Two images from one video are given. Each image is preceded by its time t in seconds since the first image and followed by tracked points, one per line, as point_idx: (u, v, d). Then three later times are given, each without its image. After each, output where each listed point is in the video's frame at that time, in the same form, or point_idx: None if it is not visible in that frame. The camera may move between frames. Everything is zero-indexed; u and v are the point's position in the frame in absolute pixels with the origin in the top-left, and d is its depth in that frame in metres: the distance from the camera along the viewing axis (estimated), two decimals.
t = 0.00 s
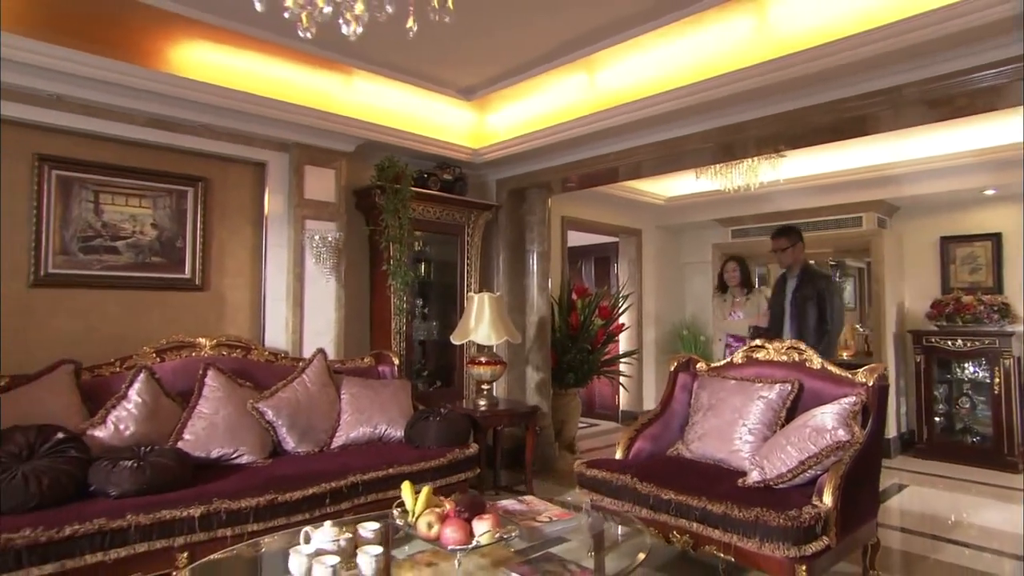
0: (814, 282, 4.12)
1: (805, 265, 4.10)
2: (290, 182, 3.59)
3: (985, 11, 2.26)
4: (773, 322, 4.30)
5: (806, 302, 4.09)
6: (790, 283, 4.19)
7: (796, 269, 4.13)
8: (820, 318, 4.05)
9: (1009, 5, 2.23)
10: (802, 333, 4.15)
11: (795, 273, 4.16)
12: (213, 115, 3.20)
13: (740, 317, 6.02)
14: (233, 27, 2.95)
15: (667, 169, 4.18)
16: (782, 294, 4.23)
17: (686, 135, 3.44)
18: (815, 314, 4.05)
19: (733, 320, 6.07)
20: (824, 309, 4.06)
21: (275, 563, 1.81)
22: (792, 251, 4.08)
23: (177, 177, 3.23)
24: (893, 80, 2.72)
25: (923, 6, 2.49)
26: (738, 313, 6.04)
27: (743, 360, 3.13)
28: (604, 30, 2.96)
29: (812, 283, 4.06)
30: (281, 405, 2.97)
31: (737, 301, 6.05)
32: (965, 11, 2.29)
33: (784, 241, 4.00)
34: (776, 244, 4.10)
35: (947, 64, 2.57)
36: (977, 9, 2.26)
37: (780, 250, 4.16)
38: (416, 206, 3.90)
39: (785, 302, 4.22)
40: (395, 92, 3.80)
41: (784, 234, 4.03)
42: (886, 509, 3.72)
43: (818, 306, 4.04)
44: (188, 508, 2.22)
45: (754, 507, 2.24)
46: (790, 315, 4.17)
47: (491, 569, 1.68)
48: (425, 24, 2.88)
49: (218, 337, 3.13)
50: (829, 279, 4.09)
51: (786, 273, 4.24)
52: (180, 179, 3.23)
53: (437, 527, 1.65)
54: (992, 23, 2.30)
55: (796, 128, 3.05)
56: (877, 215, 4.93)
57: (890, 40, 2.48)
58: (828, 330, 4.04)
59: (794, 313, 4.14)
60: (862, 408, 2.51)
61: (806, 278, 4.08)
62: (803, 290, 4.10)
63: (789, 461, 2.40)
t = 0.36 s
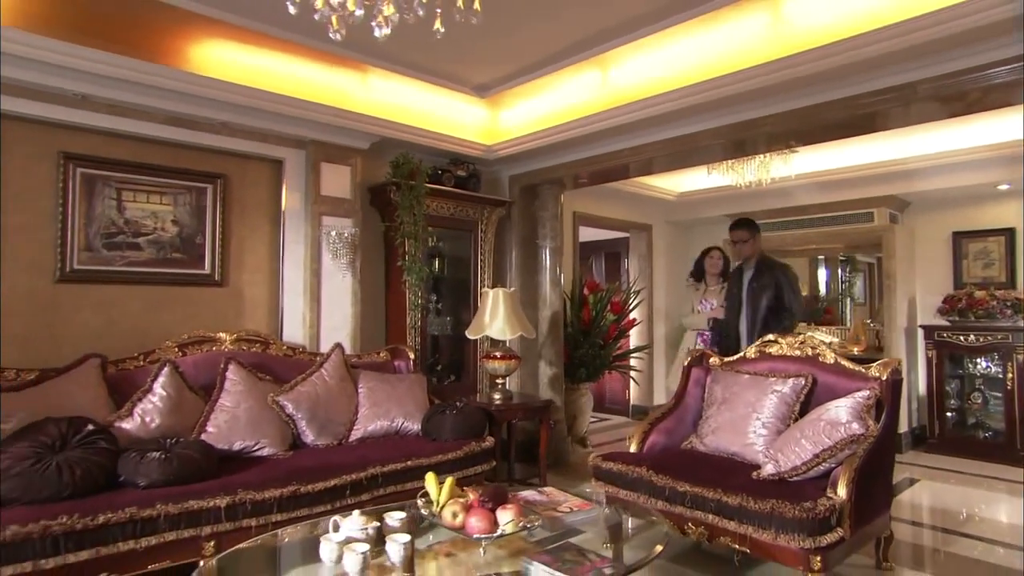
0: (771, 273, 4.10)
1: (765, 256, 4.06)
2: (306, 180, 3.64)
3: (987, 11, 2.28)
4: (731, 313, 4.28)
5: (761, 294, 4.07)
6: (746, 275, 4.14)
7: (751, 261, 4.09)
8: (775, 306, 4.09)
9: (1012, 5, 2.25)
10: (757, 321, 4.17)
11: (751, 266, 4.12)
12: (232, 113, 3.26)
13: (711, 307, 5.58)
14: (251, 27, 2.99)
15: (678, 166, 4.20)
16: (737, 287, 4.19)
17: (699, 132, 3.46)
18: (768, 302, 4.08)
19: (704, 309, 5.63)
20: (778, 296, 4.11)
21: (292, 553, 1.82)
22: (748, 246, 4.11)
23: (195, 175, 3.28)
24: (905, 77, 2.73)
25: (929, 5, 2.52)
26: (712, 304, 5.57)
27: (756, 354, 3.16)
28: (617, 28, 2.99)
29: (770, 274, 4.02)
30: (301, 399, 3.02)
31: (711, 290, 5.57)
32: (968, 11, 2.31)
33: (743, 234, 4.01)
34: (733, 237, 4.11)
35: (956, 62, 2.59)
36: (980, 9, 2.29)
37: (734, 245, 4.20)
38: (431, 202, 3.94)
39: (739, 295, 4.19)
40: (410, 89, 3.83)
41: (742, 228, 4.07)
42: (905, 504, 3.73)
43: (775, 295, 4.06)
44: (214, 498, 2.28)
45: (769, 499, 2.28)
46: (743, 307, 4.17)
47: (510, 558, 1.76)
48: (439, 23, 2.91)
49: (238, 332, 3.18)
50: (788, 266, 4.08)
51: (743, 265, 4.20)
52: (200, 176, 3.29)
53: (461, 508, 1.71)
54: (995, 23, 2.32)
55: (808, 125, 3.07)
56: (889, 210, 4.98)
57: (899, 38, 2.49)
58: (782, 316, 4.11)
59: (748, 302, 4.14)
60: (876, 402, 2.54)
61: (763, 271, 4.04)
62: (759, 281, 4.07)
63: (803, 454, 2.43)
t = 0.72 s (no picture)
0: (739, 274, 4.28)
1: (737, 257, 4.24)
2: (322, 176, 3.69)
3: (990, 11, 2.32)
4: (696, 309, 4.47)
5: (727, 293, 4.22)
6: (715, 273, 4.41)
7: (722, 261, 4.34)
8: (739, 309, 4.18)
9: (1015, 5, 2.29)
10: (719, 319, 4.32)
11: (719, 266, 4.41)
12: (250, 110, 3.30)
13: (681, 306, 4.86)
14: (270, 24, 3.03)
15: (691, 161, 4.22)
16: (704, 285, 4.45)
17: (713, 128, 3.48)
18: (732, 302, 4.21)
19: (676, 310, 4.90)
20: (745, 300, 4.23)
21: (308, 545, 1.86)
22: (719, 244, 4.40)
23: (215, 171, 3.34)
24: (917, 74, 2.75)
25: (938, 4, 2.54)
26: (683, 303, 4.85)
27: (769, 349, 3.18)
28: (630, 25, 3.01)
29: (737, 274, 4.21)
30: (320, 392, 3.06)
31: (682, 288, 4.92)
32: (973, 10, 2.34)
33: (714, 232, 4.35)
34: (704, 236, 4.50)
35: (968, 59, 2.60)
36: (985, 9, 2.32)
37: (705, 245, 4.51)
38: (445, 199, 3.97)
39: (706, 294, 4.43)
40: (422, 86, 3.87)
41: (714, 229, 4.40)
42: (917, 498, 3.74)
43: (740, 298, 4.16)
44: (239, 489, 2.33)
45: (783, 491, 2.31)
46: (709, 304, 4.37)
47: (529, 548, 1.80)
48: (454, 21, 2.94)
49: (256, 326, 3.22)
50: (754, 270, 4.26)
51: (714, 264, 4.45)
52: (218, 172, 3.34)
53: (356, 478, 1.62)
54: (1002, 21, 2.34)
55: (822, 120, 3.08)
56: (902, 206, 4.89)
57: (911, 35, 2.52)
58: (747, 320, 4.18)
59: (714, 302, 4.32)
60: (890, 396, 2.56)
61: (731, 270, 4.26)
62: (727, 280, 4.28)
63: (817, 447, 2.46)
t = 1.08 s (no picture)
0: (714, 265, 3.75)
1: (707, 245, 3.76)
2: (338, 173, 3.73)
3: (992, 12, 2.35)
4: (666, 303, 3.90)
5: (700, 284, 3.73)
6: (688, 266, 3.84)
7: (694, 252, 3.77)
8: (712, 301, 3.70)
9: (1016, 6, 2.32)
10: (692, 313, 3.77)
11: (693, 257, 3.82)
12: (268, 108, 3.35)
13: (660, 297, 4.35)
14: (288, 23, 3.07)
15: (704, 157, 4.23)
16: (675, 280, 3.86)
17: (727, 125, 3.49)
18: (706, 295, 3.71)
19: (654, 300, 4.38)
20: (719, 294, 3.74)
21: (325, 535, 1.86)
22: (693, 235, 3.73)
23: (235, 168, 3.38)
24: (933, 70, 2.75)
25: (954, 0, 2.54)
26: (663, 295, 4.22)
27: (784, 344, 3.20)
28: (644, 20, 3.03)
29: (712, 265, 3.69)
30: (339, 386, 3.11)
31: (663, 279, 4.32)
32: (974, 11, 2.37)
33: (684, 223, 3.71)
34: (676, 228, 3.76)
35: (984, 55, 2.60)
36: (995, 7, 2.33)
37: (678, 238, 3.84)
38: (459, 195, 4.00)
39: (680, 289, 3.85)
40: (438, 82, 3.90)
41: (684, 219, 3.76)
42: (931, 493, 3.74)
43: (715, 289, 3.69)
44: (263, 480, 2.38)
45: (800, 484, 2.34)
46: (685, 297, 3.82)
47: (550, 537, 1.84)
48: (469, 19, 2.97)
49: (276, 321, 3.26)
50: (729, 262, 3.73)
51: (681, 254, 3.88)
52: (236, 169, 3.39)
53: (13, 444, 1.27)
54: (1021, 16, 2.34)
55: (836, 116, 3.09)
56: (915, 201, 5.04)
57: (920, 34, 2.53)
58: (724, 313, 3.66)
59: (688, 296, 3.79)
60: (905, 390, 2.57)
61: (705, 260, 3.72)
62: (701, 272, 3.74)
63: (833, 441, 2.48)
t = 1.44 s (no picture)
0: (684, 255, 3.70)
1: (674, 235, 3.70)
2: (353, 168, 3.76)
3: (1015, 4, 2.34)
4: (635, 298, 3.88)
5: (671, 275, 3.69)
6: (656, 260, 3.81)
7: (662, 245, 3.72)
8: (683, 291, 3.66)
9: (1017, 5, 2.36)
10: (666, 305, 3.72)
11: (662, 249, 3.77)
12: (285, 105, 3.38)
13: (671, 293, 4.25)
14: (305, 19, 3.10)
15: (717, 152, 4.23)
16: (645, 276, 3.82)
17: (741, 119, 3.49)
18: (677, 285, 3.67)
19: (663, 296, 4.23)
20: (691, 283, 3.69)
21: (342, 525, 1.86)
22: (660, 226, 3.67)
23: (252, 164, 3.42)
24: (950, 63, 2.75)
25: None
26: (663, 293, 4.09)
27: (797, 338, 3.22)
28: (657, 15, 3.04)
29: (682, 254, 3.64)
30: (356, 378, 3.15)
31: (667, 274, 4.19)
32: (993, 4, 2.37)
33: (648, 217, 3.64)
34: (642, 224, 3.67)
35: (1001, 48, 2.60)
36: None
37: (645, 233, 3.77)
38: (473, 190, 4.02)
39: (651, 285, 3.80)
40: (451, 77, 3.94)
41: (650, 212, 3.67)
42: (944, 486, 3.75)
43: (686, 278, 3.65)
44: (286, 471, 2.43)
45: (814, 476, 2.36)
46: (655, 291, 3.78)
47: (568, 528, 1.87)
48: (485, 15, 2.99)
49: (293, 315, 3.30)
50: (699, 250, 3.68)
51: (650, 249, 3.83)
52: (254, 166, 3.43)
53: None
54: None
55: (852, 110, 3.08)
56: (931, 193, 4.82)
57: (935, 28, 2.54)
58: (698, 301, 3.60)
59: (658, 288, 3.75)
60: (919, 384, 2.59)
61: (674, 250, 3.67)
62: (670, 264, 3.70)
63: (847, 434, 2.50)
